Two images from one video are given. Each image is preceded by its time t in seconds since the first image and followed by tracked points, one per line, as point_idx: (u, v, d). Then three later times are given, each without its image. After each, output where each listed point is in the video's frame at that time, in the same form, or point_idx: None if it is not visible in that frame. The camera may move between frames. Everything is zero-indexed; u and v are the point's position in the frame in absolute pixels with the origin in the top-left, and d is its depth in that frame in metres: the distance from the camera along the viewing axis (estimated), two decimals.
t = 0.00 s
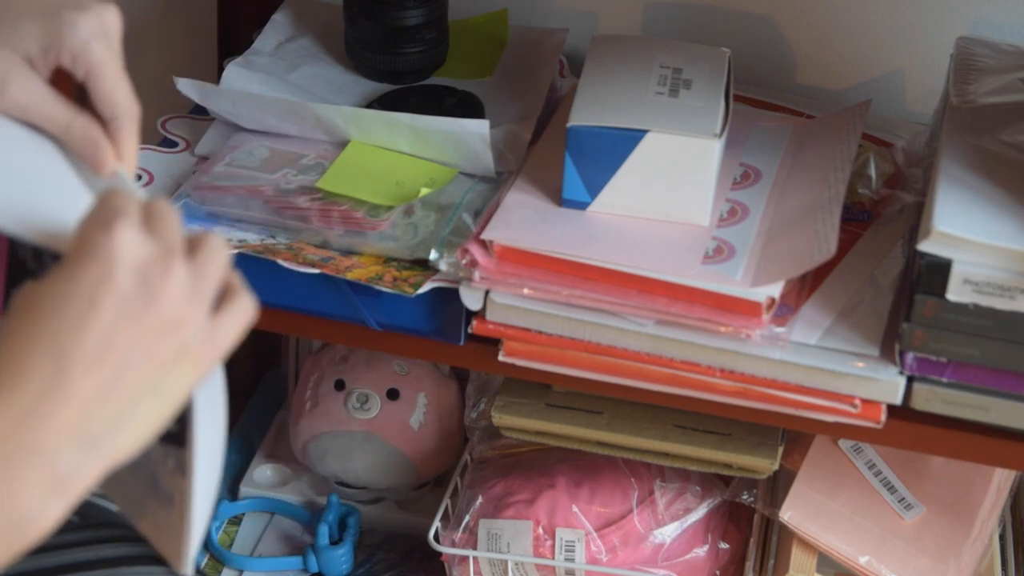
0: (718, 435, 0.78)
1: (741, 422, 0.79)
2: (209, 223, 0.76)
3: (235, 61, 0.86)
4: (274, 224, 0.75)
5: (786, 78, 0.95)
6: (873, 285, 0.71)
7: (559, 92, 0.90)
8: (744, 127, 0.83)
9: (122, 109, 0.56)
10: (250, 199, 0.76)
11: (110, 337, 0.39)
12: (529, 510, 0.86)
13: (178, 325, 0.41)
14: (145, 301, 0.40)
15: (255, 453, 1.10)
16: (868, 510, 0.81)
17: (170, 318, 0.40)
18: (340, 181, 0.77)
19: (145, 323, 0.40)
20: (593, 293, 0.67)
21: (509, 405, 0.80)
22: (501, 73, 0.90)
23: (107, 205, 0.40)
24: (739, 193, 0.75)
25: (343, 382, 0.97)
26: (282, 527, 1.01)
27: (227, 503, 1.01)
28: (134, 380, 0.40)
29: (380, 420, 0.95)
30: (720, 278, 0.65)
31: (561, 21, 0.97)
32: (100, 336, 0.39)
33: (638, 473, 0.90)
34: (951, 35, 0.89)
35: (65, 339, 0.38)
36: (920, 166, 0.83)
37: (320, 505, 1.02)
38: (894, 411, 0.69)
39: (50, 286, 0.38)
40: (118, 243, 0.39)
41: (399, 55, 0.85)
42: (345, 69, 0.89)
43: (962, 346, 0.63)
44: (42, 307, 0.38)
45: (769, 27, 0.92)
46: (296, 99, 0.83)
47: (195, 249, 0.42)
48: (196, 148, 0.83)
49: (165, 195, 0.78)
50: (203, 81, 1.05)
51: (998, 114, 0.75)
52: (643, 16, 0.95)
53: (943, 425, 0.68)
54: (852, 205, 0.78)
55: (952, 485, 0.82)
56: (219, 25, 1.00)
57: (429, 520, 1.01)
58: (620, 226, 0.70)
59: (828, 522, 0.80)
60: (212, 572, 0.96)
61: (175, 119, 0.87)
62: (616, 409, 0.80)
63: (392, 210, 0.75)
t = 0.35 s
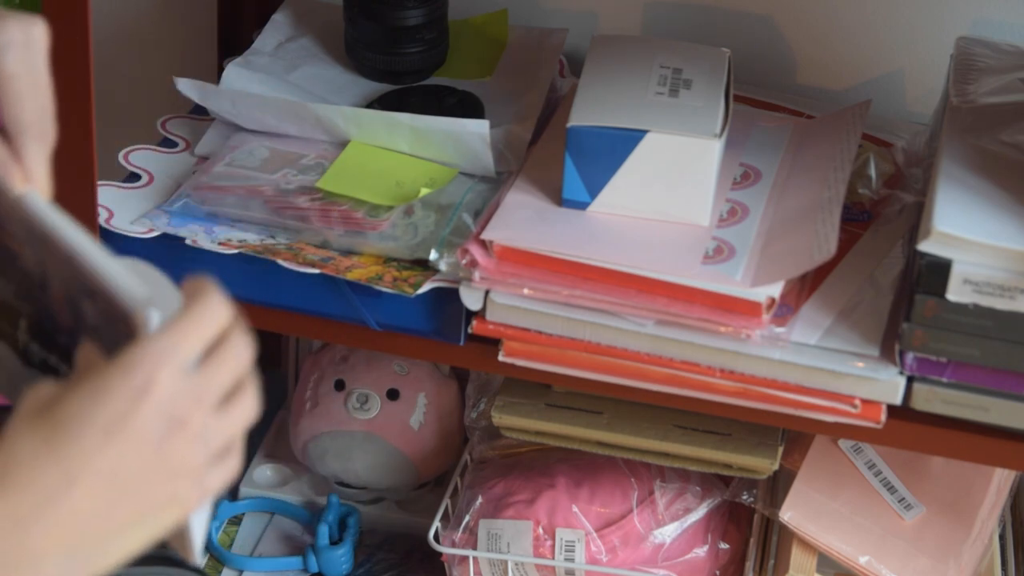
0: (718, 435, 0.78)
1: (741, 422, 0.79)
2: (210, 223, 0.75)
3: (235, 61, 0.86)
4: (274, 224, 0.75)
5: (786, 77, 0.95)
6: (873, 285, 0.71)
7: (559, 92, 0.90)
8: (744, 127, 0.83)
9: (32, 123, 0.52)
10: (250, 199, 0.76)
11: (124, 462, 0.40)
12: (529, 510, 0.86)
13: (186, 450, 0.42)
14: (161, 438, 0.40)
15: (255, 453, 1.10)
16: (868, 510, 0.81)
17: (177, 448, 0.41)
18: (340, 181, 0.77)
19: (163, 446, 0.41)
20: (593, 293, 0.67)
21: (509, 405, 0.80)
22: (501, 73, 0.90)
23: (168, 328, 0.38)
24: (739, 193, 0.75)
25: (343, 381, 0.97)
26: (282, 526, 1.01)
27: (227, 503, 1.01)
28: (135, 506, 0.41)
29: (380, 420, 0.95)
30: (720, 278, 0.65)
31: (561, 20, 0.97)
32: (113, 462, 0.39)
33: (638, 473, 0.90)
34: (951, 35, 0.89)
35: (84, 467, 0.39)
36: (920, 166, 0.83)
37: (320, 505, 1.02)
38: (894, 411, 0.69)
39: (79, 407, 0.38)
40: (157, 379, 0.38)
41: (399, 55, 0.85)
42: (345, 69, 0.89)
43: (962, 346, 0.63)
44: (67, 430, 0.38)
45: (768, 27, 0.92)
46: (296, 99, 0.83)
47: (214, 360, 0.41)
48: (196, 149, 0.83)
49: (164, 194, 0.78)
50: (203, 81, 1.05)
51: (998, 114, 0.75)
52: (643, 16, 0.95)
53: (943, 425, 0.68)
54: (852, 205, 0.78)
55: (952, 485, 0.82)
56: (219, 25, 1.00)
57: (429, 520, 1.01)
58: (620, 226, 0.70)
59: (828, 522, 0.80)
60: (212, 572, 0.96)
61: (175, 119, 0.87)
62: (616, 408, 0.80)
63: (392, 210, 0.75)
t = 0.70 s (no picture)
0: (718, 435, 0.78)
1: (741, 422, 0.79)
2: (210, 223, 0.75)
3: (235, 61, 0.86)
4: (274, 224, 0.75)
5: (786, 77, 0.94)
6: (872, 285, 0.71)
7: (559, 92, 0.90)
8: (744, 127, 0.83)
9: None
10: (250, 199, 0.76)
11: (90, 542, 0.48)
12: (529, 510, 0.86)
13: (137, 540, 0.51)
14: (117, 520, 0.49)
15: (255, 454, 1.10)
16: (869, 509, 0.81)
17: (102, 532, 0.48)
18: (340, 181, 0.77)
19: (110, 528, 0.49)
20: (593, 293, 0.67)
21: (509, 405, 0.80)
22: (502, 73, 0.91)
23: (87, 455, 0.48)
24: (739, 193, 0.75)
25: (343, 382, 0.97)
26: (282, 526, 1.01)
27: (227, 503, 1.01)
28: None
29: (379, 420, 0.95)
30: (720, 278, 0.65)
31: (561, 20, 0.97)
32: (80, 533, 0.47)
33: (638, 473, 0.90)
34: (951, 35, 0.89)
35: None
36: (919, 166, 0.83)
37: (320, 505, 1.02)
38: (894, 411, 0.69)
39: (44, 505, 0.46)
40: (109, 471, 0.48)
41: (399, 55, 0.85)
42: (346, 69, 0.89)
43: (961, 346, 0.63)
44: (13, 515, 0.45)
45: (769, 27, 0.92)
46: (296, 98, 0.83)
47: (137, 460, 0.52)
48: (196, 148, 0.83)
49: (165, 194, 0.78)
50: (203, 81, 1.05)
51: (998, 114, 0.75)
52: (643, 16, 0.95)
53: (943, 425, 0.68)
54: (852, 205, 0.78)
55: (952, 485, 0.82)
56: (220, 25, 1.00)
57: (429, 520, 1.01)
58: (620, 226, 0.70)
59: (828, 522, 0.80)
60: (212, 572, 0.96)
61: (175, 119, 0.87)
62: (616, 409, 0.80)
63: (392, 210, 0.75)
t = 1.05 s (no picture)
0: (718, 435, 0.78)
1: (741, 422, 0.79)
2: (210, 223, 0.75)
3: (235, 61, 0.86)
4: (273, 224, 0.75)
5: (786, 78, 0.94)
6: (873, 285, 0.71)
7: (559, 92, 0.90)
8: (744, 127, 0.83)
9: None
10: (250, 200, 0.76)
11: None
12: (529, 510, 0.86)
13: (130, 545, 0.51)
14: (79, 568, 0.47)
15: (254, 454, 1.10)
16: (868, 509, 0.81)
17: None
18: (340, 181, 0.77)
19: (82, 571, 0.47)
20: (593, 293, 0.67)
21: (509, 405, 0.80)
22: (502, 73, 0.90)
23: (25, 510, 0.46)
24: (739, 193, 0.75)
25: (342, 382, 0.97)
26: (282, 526, 1.01)
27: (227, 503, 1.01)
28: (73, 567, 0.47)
29: (379, 420, 0.95)
30: (720, 278, 0.65)
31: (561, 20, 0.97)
32: None
33: (638, 473, 0.90)
34: (951, 35, 0.89)
35: None
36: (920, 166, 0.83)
37: (320, 505, 1.02)
38: (894, 411, 0.69)
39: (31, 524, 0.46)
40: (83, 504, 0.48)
41: (399, 55, 0.85)
42: (345, 69, 0.89)
43: (962, 346, 0.63)
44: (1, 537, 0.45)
45: (769, 27, 0.92)
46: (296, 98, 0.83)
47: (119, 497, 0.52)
48: (196, 148, 0.83)
49: (164, 194, 0.78)
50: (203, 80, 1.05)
51: (998, 115, 0.75)
52: (643, 16, 0.95)
53: (943, 425, 0.68)
54: (852, 205, 0.78)
55: (952, 485, 0.82)
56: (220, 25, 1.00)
57: (429, 520, 1.01)
58: (620, 226, 0.70)
59: (828, 522, 0.80)
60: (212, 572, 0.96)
61: (174, 119, 0.87)
62: (616, 409, 0.80)
63: (392, 210, 0.75)
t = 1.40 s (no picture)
0: (718, 435, 0.78)
1: (741, 422, 0.79)
2: (210, 223, 0.75)
3: (235, 61, 0.86)
4: (273, 223, 0.75)
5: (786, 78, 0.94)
6: (873, 285, 0.71)
7: (559, 92, 0.90)
8: (744, 127, 0.83)
9: None
10: (250, 199, 0.76)
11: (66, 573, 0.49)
12: (529, 510, 0.86)
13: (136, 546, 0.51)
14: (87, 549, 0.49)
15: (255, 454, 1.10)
16: (869, 509, 0.81)
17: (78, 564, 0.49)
18: (340, 181, 0.77)
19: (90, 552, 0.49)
20: (593, 293, 0.67)
21: (509, 405, 0.80)
22: (502, 73, 0.91)
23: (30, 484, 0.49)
24: (739, 193, 0.75)
25: (343, 382, 0.97)
26: (282, 527, 1.01)
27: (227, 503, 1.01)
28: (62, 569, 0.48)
29: (380, 420, 0.95)
30: (720, 278, 0.65)
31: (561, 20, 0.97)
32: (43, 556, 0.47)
33: (638, 473, 0.90)
34: (951, 35, 0.89)
35: None
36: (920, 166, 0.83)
37: (320, 505, 1.02)
38: (894, 411, 0.69)
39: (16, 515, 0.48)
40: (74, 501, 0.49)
41: (399, 55, 0.85)
42: (346, 69, 0.89)
43: (962, 346, 0.63)
44: None
45: (769, 27, 0.92)
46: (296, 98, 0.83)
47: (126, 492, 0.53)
48: (196, 148, 0.83)
49: (164, 194, 0.78)
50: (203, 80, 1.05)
51: (998, 115, 0.75)
52: (643, 17, 0.95)
53: (943, 425, 0.68)
54: (852, 205, 0.78)
55: (952, 485, 0.82)
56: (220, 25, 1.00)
57: (429, 520, 1.01)
58: (620, 226, 0.70)
59: (828, 522, 0.80)
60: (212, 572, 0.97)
61: (174, 119, 0.87)
62: (616, 409, 0.80)
63: (392, 210, 0.75)
